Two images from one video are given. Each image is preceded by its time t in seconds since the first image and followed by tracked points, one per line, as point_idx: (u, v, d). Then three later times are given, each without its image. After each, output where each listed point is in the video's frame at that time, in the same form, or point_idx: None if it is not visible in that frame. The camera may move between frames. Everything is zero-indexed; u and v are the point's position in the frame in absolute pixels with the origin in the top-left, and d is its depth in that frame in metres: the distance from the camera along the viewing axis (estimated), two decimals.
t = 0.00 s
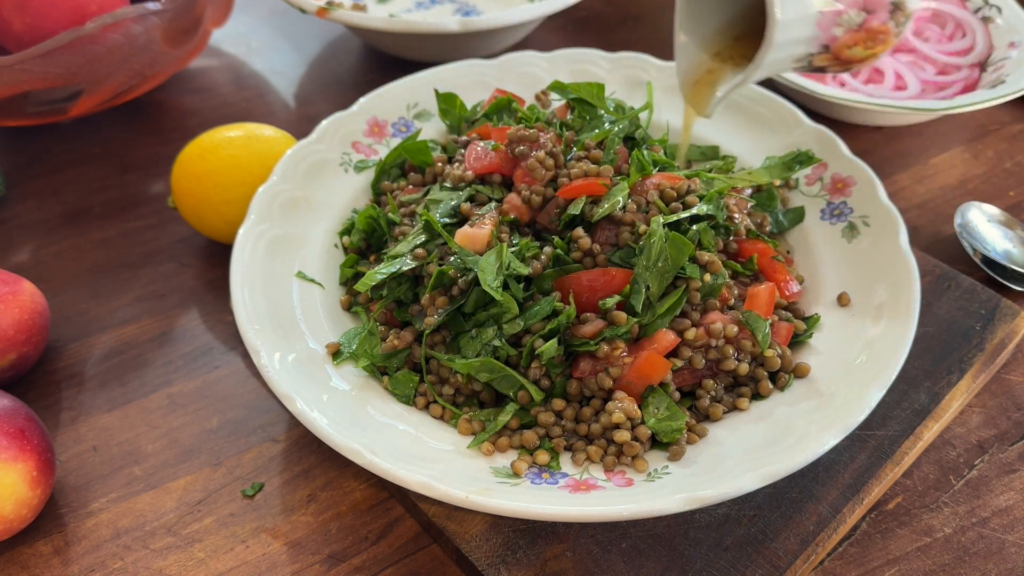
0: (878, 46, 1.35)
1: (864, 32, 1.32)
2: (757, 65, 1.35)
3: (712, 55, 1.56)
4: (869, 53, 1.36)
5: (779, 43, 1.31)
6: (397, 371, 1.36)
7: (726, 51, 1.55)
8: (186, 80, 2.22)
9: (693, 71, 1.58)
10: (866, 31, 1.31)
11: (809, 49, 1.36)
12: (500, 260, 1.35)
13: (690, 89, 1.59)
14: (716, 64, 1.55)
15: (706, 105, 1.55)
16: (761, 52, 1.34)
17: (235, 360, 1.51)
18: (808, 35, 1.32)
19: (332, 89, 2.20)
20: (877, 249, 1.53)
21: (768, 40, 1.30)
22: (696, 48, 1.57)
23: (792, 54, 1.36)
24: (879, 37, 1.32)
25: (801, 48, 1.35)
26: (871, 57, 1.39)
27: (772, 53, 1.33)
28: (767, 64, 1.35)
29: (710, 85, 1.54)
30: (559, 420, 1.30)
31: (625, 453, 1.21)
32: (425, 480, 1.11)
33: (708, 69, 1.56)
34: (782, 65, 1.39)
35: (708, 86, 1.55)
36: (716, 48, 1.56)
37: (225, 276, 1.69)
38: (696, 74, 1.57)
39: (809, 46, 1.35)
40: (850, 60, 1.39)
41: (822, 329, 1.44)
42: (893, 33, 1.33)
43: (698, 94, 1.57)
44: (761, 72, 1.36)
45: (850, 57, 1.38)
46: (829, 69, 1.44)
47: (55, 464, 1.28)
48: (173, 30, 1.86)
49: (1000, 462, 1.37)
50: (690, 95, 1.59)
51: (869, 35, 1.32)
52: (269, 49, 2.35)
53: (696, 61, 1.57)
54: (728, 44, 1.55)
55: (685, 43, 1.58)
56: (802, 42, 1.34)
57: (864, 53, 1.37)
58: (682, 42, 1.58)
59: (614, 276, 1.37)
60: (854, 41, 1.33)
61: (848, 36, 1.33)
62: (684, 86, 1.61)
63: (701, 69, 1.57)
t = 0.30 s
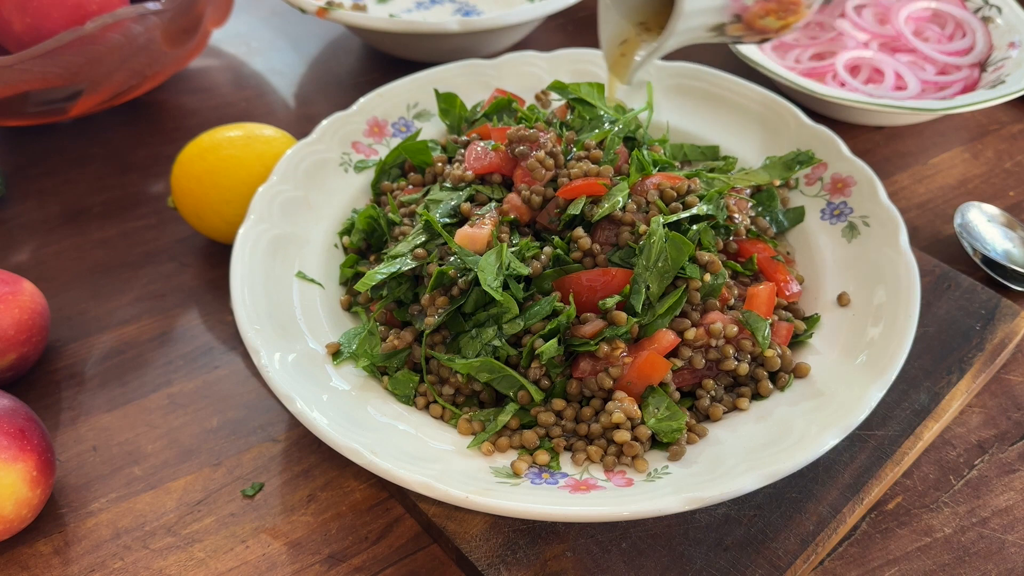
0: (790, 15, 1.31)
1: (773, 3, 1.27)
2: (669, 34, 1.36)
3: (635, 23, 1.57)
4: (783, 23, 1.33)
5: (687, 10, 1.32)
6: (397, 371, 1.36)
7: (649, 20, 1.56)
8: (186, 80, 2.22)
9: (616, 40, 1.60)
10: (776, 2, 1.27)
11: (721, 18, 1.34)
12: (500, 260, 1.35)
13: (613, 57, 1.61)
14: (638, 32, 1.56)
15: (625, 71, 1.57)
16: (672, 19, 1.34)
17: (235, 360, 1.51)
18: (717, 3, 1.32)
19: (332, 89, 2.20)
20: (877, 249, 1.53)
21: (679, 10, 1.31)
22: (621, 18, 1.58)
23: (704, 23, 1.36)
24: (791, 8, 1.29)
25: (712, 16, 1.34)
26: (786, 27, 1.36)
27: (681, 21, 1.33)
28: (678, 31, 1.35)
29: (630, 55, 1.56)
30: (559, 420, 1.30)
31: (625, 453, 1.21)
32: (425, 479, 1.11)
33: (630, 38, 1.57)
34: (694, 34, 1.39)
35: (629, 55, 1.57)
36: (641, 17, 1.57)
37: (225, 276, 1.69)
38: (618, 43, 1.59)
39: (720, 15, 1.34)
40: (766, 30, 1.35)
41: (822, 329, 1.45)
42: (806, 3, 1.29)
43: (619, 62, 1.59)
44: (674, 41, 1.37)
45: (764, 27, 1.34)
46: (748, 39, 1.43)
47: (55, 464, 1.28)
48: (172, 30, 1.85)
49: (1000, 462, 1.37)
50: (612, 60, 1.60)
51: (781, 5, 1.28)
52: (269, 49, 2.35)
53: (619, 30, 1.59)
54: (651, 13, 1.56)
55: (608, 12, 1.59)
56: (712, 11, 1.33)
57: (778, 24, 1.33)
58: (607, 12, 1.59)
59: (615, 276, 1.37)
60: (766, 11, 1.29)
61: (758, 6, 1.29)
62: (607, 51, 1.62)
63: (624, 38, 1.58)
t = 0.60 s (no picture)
0: None
1: None
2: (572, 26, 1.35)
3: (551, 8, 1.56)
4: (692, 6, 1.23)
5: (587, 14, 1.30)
6: (397, 371, 1.36)
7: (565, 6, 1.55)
8: (186, 80, 2.22)
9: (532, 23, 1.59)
10: None
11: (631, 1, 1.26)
12: (500, 260, 1.35)
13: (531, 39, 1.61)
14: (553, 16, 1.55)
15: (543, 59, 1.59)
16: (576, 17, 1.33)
17: (235, 360, 1.51)
18: None
19: (332, 89, 2.20)
20: (877, 249, 1.53)
21: None
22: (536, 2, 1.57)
23: (611, 6, 1.28)
24: None
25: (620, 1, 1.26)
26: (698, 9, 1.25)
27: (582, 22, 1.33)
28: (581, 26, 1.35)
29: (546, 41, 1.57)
30: (559, 420, 1.30)
31: (625, 453, 1.21)
32: (425, 479, 1.11)
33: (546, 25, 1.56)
34: (604, 18, 1.31)
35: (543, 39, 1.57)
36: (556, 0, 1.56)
37: (225, 276, 1.69)
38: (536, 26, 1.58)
39: None
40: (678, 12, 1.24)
41: (822, 329, 1.45)
42: None
43: (535, 44, 1.59)
44: (583, 24, 1.33)
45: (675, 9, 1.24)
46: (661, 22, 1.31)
47: (55, 464, 1.28)
48: (173, 31, 1.85)
49: (1000, 462, 1.37)
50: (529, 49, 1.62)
51: None
52: (269, 49, 2.35)
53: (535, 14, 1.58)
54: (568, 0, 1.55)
55: None
56: None
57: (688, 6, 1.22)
58: None
59: (615, 276, 1.37)
60: None
61: None
62: (526, 35, 1.61)
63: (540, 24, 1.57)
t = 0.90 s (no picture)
0: (608, 8, 1.26)
1: None
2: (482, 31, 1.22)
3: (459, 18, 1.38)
4: (601, 16, 1.27)
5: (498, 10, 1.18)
6: (397, 371, 1.36)
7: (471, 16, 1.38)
8: (186, 80, 2.22)
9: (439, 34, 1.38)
10: None
11: (539, 12, 1.23)
12: (500, 260, 1.34)
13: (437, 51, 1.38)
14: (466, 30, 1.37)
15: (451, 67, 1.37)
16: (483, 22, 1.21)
17: (235, 360, 1.51)
18: None
19: (332, 89, 2.20)
20: (877, 249, 1.53)
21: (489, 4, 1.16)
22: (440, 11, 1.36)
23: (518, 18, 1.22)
24: None
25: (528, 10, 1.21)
26: (605, 19, 1.30)
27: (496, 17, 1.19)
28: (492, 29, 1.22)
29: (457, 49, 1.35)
30: (560, 420, 1.30)
31: (625, 453, 1.21)
32: (425, 479, 1.11)
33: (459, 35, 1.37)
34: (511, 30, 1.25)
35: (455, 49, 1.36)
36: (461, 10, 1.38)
37: (225, 276, 1.69)
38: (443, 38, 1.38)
39: (537, 9, 1.22)
40: (585, 23, 1.28)
41: (822, 329, 1.45)
42: None
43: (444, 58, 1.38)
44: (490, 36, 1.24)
45: (583, 19, 1.27)
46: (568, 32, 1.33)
47: (55, 464, 1.28)
48: (173, 31, 1.85)
49: (1000, 462, 1.37)
50: (436, 57, 1.39)
51: None
52: (269, 49, 2.35)
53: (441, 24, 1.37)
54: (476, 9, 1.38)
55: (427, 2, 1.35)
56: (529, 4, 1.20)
57: (596, 15, 1.26)
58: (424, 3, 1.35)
59: (615, 276, 1.37)
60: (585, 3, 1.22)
61: None
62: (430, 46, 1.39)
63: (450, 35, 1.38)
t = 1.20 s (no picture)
0: (553, 50, 1.27)
1: (536, 38, 1.22)
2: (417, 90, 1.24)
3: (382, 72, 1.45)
4: (545, 59, 1.29)
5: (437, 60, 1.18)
6: (397, 371, 1.36)
7: (396, 69, 1.44)
8: (186, 80, 2.22)
9: (364, 92, 1.46)
10: (537, 37, 1.22)
11: (478, 62, 1.23)
12: (500, 260, 1.34)
13: (365, 109, 1.48)
14: (392, 82, 1.44)
15: (383, 131, 1.47)
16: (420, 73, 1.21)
17: (235, 360, 1.51)
18: (472, 46, 1.19)
19: (332, 89, 2.20)
20: (877, 249, 1.53)
21: (426, 58, 1.18)
22: (364, 70, 1.44)
23: (457, 69, 1.23)
24: (553, 42, 1.25)
25: (467, 60, 1.22)
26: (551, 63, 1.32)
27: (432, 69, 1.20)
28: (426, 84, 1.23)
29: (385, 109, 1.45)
30: (560, 420, 1.30)
31: (625, 453, 1.21)
32: (425, 479, 1.11)
33: (382, 91, 1.45)
34: (449, 82, 1.26)
35: (381, 109, 1.46)
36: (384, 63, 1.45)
37: (225, 276, 1.69)
38: (369, 97, 1.46)
39: (476, 60, 1.22)
40: (527, 69, 1.29)
41: (822, 330, 1.45)
42: (568, 35, 1.26)
43: (373, 116, 1.48)
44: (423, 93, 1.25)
45: (528, 65, 1.28)
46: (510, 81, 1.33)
47: (55, 464, 1.28)
48: (173, 31, 1.85)
49: (1000, 462, 1.37)
50: (364, 120, 1.49)
51: (542, 40, 1.23)
52: (269, 50, 2.35)
53: (367, 82, 1.45)
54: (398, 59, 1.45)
55: (350, 61, 1.43)
56: (467, 53, 1.20)
57: (540, 59, 1.27)
58: (347, 62, 1.44)
59: (615, 276, 1.36)
60: (527, 48, 1.23)
61: (518, 44, 1.22)
62: (359, 106, 1.48)
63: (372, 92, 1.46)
